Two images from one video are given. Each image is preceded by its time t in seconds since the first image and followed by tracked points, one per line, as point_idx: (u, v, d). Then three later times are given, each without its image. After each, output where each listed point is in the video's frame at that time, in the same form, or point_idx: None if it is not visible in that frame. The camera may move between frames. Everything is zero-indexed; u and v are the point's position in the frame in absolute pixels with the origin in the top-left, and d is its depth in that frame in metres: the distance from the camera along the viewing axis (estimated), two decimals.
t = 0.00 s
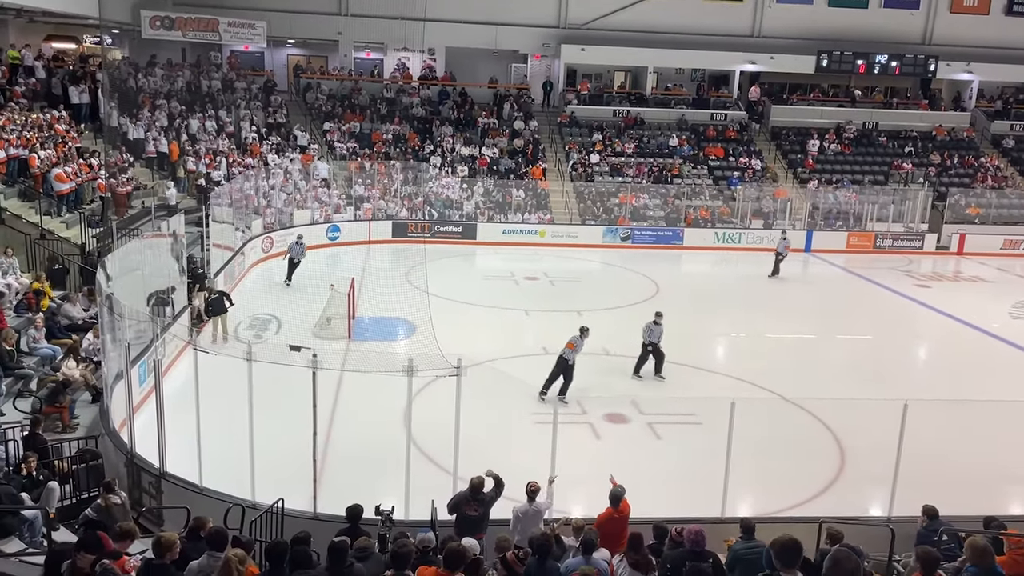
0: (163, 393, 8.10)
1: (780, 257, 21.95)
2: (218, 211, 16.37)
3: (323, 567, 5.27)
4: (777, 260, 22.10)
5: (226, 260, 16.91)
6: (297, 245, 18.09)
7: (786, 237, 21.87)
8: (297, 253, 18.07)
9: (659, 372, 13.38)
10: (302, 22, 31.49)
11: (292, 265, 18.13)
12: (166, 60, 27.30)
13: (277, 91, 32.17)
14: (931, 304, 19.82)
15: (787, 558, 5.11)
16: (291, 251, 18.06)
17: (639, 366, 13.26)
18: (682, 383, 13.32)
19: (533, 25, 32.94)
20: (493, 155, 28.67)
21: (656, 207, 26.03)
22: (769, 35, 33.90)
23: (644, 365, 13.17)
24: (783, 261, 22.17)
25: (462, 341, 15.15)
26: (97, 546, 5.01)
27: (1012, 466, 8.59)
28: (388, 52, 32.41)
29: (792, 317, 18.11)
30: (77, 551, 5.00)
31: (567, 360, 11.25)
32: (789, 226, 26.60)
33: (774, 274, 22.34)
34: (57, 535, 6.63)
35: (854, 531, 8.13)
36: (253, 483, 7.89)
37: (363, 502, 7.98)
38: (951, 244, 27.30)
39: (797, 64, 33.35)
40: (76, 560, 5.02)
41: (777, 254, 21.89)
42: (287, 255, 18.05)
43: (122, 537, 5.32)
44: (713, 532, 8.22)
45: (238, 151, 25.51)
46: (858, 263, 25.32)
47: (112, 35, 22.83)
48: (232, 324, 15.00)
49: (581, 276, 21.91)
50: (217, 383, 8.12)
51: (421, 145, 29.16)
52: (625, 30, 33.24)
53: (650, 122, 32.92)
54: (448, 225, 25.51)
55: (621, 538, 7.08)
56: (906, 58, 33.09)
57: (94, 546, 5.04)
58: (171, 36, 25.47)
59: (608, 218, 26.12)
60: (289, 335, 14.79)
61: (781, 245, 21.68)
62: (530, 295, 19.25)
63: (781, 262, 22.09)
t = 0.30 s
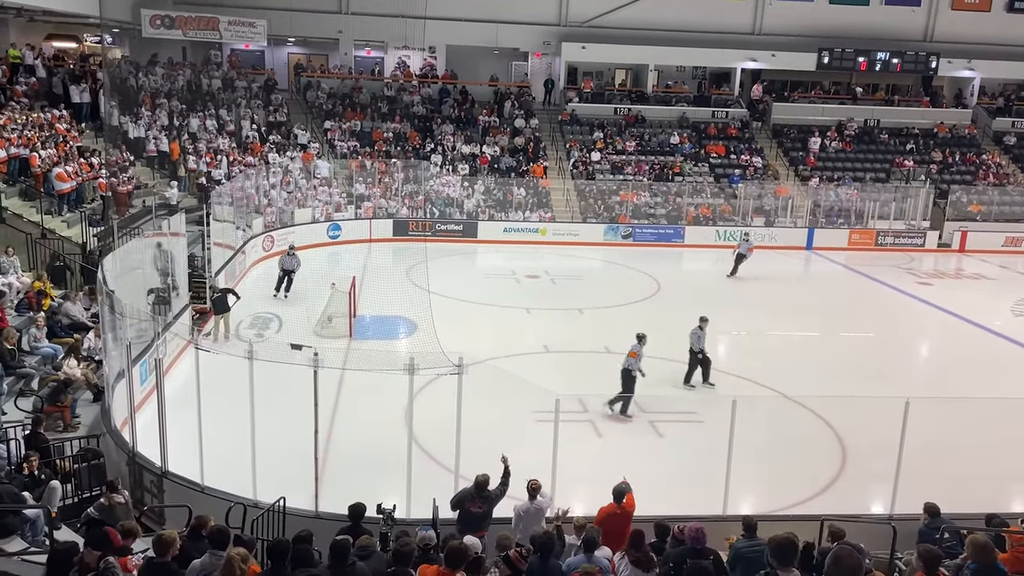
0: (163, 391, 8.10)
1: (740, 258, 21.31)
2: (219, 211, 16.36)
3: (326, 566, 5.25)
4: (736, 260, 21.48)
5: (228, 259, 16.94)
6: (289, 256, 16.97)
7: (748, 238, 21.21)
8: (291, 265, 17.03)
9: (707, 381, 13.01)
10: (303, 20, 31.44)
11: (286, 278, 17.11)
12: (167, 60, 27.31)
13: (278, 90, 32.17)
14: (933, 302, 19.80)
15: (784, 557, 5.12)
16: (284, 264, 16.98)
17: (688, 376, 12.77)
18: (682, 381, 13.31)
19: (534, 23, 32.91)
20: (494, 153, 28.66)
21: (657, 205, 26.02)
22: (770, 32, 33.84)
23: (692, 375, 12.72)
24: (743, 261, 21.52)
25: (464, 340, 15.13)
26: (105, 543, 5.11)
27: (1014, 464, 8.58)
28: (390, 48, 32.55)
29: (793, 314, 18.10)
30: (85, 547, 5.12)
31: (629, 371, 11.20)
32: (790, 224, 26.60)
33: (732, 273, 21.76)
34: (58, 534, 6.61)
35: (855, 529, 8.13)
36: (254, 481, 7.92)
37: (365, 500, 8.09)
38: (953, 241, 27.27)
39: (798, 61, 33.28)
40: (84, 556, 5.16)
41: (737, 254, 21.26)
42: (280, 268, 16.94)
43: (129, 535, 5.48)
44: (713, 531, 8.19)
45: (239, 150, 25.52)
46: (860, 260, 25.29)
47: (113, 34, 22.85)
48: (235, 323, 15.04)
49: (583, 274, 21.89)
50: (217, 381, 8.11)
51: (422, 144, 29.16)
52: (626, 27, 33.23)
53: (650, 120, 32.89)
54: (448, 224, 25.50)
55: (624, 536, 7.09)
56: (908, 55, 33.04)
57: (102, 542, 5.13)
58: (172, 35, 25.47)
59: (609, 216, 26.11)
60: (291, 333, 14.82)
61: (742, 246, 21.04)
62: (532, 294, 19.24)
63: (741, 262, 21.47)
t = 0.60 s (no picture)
0: (160, 391, 8.07)
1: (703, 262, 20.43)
2: (216, 210, 16.32)
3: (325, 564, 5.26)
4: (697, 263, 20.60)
5: (225, 258, 16.92)
6: (291, 269, 15.66)
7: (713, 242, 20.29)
8: (292, 278, 15.73)
9: (752, 386, 12.64)
10: (299, 19, 31.36)
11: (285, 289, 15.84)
12: (163, 59, 27.23)
13: (275, 89, 32.08)
14: (931, 299, 19.82)
15: (778, 554, 5.12)
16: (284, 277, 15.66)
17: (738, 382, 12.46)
18: (680, 379, 13.31)
19: (531, 22, 32.88)
20: (491, 152, 28.62)
21: (655, 203, 26.04)
22: (767, 30, 33.83)
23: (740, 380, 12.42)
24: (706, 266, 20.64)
25: (461, 339, 15.11)
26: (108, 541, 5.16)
27: (1011, 461, 8.60)
28: (387, 48, 32.89)
29: (790, 312, 18.13)
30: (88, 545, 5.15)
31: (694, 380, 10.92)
32: (788, 221, 26.62)
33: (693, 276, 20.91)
34: (57, 534, 6.59)
35: (852, 526, 8.22)
36: (253, 481, 7.95)
37: (363, 500, 8.16)
38: (950, 239, 27.30)
39: (796, 59, 33.24)
40: (87, 554, 5.16)
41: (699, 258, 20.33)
42: (280, 280, 15.62)
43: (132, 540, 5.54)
44: (711, 528, 8.30)
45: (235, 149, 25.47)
46: (857, 258, 25.33)
47: (110, 33, 22.78)
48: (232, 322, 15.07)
49: (580, 272, 21.87)
50: (212, 380, 8.04)
51: (419, 142, 29.11)
52: (622, 26, 33.21)
53: (647, 118, 32.85)
54: (446, 222, 25.49)
55: (621, 532, 7.16)
56: (905, 52, 33.05)
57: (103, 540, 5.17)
58: (168, 34, 25.39)
59: (607, 214, 26.10)
60: (288, 332, 14.84)
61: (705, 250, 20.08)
62: (529, 292, 19.22)
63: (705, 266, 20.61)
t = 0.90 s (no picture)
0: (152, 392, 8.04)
1: (674, 268, 19.43)
2: (207, 209, 16.26)
3: (318, 564, 5.28)
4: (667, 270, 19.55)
5: (217, 258, 16.86)
6: (294, 283, 14.52)
7: (685, 248, 19.31)
8: (297, 293, 14.69)
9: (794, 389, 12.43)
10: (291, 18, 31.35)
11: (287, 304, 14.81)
12: (154, 58, 27.13)
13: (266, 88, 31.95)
14: (922, 296, 19.91)
15: (765, 557, 5.12)
16: (287, 292, 14.61)
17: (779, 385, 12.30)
18: (673, 377, 13.34)
19: (523, 21, 32.88)
20: (484, 151, 28.59)
21: (647, 202, 26.05)
22: (759, 29, 33.96)
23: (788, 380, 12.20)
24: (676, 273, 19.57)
25: (454, 338, 15.10)
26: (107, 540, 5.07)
27: (1002, 458, 8.66)
28: (378, 46, 32.75)
29: (782, 310, 18.19)
30: (89, 551, 5.04)
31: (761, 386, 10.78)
32: (780, 219, 26.69)
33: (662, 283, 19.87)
34: (48, 536, 6.54)
35: (845, 524, 8.27)
36: (246, 481, 7.92)
37: (357, 499, 8.14)
38: (941, 236, 27.42)
39: (787, 57, 33.33)
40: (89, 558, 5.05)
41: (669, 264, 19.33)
42: (283, 296, 14.53)
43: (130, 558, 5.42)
44: (704, 526, 8.36)
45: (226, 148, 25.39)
46: (848, 256, 25.41)
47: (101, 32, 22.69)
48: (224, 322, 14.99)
49: (573, 271, 21.86)
50: (206, 380, 8.05)
51: (412, 141, 29.07)
52: (615, 24, 33.24)
53: (640, 117, 32.85)
54: (439, 221, 25.47)
55: (615, 528, 7.17)
56: (896, 51, 33.18)
57: (103, 542, 5.08)
58: (160, 33, 25.37)
59: (599, 213, 26.12)
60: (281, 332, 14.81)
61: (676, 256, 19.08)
62: (522, 291, 19.20)
63: (675, 273, 19.59)
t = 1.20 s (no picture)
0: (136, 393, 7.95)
1: (655, 276, 18.15)
2: (191, 210, 16.14)
3: (304, 565, 5.26)
4: (645, 279, 18.29)
5: (200, 258, 16.76)
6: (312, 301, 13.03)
7: (663, 255, 18.06)
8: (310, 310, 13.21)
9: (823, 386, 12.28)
10: (274, 17, 31.33)
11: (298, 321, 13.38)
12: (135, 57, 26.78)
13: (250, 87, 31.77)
14: (905, 293, 20.08)
15: (751, 547, 5.13)
16: (302, 309, 13.13)
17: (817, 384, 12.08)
18: (659, 375, 13.39)
19: (507, 20, 32.90)
20: (469, 150, 28.54)
21: (632, 201, 26.12)
22: (742, 28, 34.13)
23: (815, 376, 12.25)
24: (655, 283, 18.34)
25: (441, 338, 15.09)
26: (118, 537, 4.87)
27: (983, 452, 8.76)
28: (363, 44, 32.20)
29: (767, 307, 18.31)
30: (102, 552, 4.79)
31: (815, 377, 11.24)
32: (764, 218, 26.85)
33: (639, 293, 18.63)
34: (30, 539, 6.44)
35: (830, 519, 8.36)
36: (231, 482, 7.88)
37: (343, 499, 8.13)
38: (922, 234, 27.68)
39: (770, 57, 33.51)
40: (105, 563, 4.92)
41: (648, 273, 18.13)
42: (299, 314, 13.04)
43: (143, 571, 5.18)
44: (690, 523, 8.41)
45: (210, 148, 25.20)
46: (832, 253, 25.59)
47: (82, 32, 22.47)
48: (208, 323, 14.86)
49: (559, 270, 21.90)
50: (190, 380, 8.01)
51: (396, 141, 28.98)
52: (599, 24, 33.32)
53: (624, 116, 32.89)
54: (424, 221, 25.43)
55: (602, 525, 7.21)
56: (878, 50, 33.41)
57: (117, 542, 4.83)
58: (141, 32, 25.17)
59: (584, 212, 26.17)
60: (266, 332, 14.70)
61: (655, 263, 17.89)
62: (507, 290, 19.22)
63: (656, 282, 18.30)
